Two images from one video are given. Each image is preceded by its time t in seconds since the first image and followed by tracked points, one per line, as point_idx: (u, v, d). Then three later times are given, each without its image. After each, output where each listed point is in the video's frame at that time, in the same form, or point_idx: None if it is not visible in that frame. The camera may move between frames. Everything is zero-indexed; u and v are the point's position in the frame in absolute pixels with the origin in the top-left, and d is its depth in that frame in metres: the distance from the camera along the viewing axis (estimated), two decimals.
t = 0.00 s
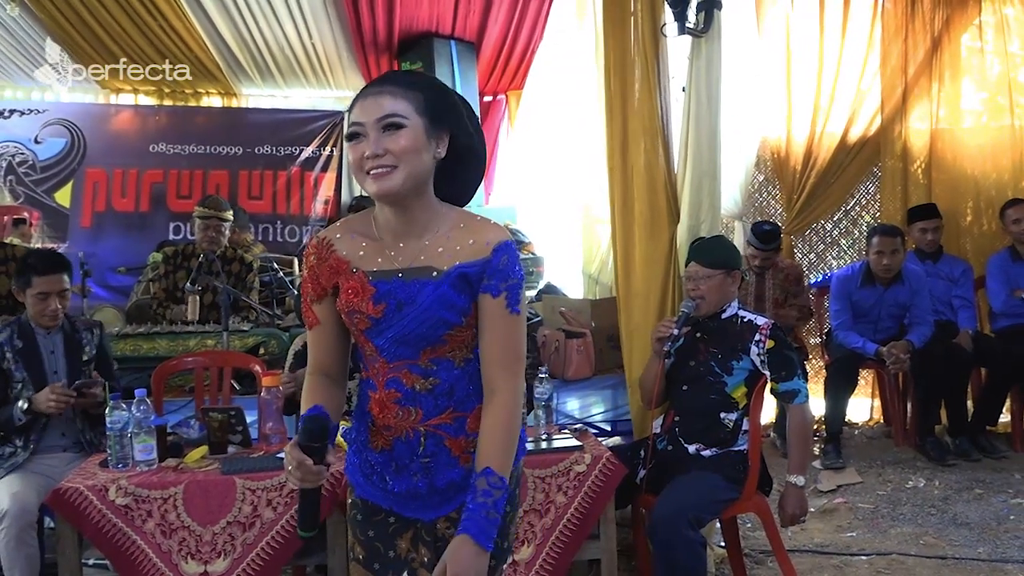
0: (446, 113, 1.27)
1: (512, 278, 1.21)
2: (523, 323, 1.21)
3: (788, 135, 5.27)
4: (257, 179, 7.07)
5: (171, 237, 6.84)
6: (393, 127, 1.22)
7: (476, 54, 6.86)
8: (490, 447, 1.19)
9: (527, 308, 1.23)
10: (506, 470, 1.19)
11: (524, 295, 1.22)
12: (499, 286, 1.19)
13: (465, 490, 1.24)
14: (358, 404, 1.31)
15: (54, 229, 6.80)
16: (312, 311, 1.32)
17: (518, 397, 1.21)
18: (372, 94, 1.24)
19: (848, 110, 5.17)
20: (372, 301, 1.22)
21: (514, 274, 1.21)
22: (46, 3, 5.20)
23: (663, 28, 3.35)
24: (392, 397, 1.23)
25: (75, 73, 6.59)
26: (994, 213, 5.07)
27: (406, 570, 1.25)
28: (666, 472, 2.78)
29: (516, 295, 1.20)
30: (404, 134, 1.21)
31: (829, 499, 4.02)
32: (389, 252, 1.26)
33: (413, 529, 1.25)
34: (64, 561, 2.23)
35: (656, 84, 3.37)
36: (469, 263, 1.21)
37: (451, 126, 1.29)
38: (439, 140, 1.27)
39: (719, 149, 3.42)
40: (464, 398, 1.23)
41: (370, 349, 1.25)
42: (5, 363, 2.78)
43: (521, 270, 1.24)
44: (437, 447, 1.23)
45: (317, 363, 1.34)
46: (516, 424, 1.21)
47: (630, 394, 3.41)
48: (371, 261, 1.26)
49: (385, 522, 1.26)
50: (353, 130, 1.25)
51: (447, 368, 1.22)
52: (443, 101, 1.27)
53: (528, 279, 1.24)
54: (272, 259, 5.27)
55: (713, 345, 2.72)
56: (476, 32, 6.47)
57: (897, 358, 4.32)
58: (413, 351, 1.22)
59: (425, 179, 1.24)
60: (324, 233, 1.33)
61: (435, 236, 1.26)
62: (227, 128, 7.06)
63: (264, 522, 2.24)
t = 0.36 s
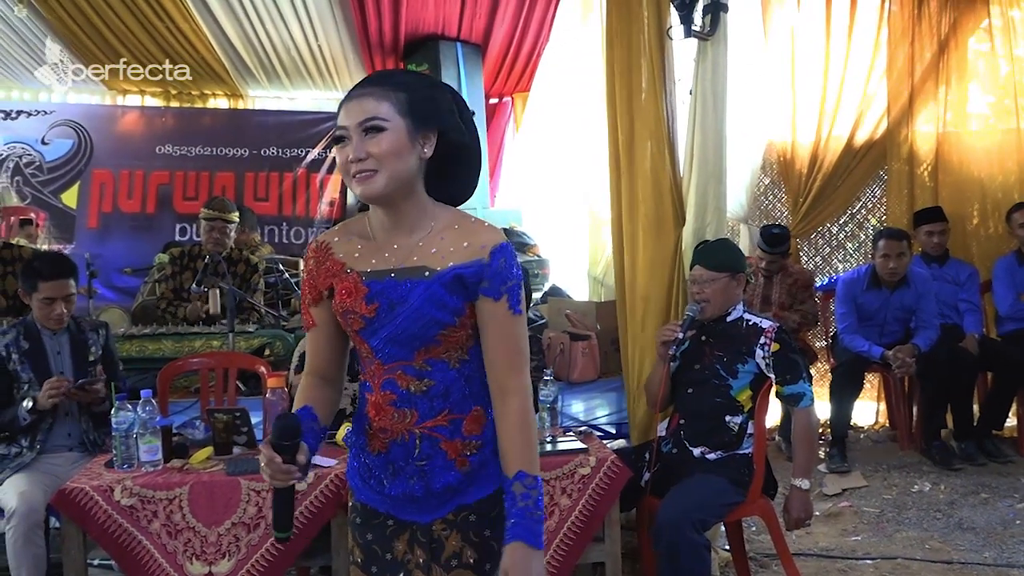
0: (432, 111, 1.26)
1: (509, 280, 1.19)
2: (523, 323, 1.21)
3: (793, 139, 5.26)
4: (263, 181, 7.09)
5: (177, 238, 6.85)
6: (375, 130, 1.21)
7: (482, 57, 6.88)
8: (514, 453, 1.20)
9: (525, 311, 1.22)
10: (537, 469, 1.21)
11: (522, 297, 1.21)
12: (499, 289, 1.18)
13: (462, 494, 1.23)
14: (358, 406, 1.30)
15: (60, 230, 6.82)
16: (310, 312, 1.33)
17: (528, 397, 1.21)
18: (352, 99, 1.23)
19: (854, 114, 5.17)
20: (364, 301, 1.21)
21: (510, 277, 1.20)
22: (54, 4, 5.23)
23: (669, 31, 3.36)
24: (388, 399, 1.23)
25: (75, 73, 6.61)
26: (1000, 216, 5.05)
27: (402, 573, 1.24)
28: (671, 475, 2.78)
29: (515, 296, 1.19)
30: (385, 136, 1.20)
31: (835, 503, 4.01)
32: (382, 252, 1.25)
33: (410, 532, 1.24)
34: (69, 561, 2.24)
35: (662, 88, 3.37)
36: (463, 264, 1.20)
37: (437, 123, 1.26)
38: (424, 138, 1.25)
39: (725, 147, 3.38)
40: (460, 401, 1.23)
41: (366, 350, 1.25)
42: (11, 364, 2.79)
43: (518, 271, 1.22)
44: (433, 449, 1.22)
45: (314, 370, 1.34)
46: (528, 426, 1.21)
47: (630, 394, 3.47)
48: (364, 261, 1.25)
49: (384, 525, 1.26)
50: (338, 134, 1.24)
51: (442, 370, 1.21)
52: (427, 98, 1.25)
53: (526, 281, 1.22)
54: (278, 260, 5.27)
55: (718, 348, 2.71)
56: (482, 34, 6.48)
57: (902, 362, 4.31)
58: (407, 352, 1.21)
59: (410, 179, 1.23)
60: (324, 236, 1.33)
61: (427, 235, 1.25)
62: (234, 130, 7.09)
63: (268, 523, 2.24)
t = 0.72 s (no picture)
0: (427, 106, 1.19)
1: (507, 278, 1.14)
2: (524, 322, 1.15)
3: (806, 140, 5.24)
4: (275, 181, 7.12)
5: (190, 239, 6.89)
6: (364, 126, 1.16)
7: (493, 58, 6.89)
8: (525, 455, 1.15)
9: (526, 309, 1.16)
10: (546, 473, 1.16)
11: (523, 294, 1.15)
12: (499, 287, 1.13)
13: (469, 499, 1.19)
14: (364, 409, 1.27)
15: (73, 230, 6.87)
16: (311, 315, 1.32)
17: (535, 397, 1.17)
18: (349, 93, 1.19)
19: (867, 114, 5.13)
20: (361, 302, 1.18)
21: (509, 275, 1.14)
22: (68, 5, 5.26)
23: (681, 32, 3.35)
24: (389, 404, 1.20)
25: (75, 73, 6.67)
26: (1014, 216, 5.02)
27: None
28: (682, 477, 2.76)
29: (515, 294, 1.14)
30: (373, 132, 1.16)
31: (846, 505, 3.98)
32: (381, 249, 1.21)
33: (422, 540, 1.21)
34: (81, 560, 2.25)
35: (674, 88, 3.35)
36: (459, 263, 1.15)
37: (434, 120, 1.20)
38: (419, 135, 1.19)
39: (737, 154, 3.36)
40: (461, 405, 1.17)
41: (366, 352, 1.21)
42: (29, 365, 2.78)
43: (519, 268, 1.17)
44: (436, 455, 1.18)
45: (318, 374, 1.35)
46: (537, 429, 1.17)
47: (639, 399, 3.50)
48: (361, 261, 1.21)
49: (395, 532, 1.23)
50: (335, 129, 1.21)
51: (443, 372, 1.17)
52: (423, 94, 1.19)
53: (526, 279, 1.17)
54: (289, 260, 5.29)
55: (729, 350, 2.70)
56: (493, 35, 6.49)
57: (914, 364, 4.28)
58: (406, 354, 1.17)
59: (399, 178, 1.17)
60: (325, 235, 1.29)
61: (423, 230, 1.20)
62: (246, 131, 7.13)
63: (278, 523, 2.25)
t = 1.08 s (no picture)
0: (424, 104, 1.09)
1: (502, 282, 1.03)
2: (522, 330, 1.04)
3: (819, 142, 5.22)
4: (289, 184, 7.14)
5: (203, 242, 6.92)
6: (354, 126, 1.07)
7: (506, 60, 6.89)
8: (511, 475, 1.03)
9: (524, 316, 1.04)
10: (525, 496, 1.03)
11: (520, 301, 1.04)
12: (491, 292, 1.03)
13: (472, 521, 1.09)
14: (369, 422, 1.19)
15: (88, 233, 6.93)
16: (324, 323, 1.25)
17: (531, 410, 1.05)
18: (345, 90, 1.10)
19: (882, 115, 5.10)
20: (357, 309, 1.09)
21: (504, 279, 1.03)
22: (82, 9, 5.31)
23: (693, 33, 3.34)
24: (389, 415, 1.11)
25: (74, 73, 6.63)
26: None
27: None
28: (695, 482, 2.75)
29: (510, 300, 1.03)
30: (363, 132, 1.07)
31: (860, 509, 3.95)
32: (384, 252, 1.12)
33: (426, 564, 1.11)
34: (94, 562, 2.26)
35: (685, 91, 3.35)
36: (450, 266, 1.05)
37: (431, 120, 1.09)
38: (413, 135, 1.09)
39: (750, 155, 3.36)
40: (463, 418, 1.08)
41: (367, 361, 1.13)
42: (45, 370, 2.79)
43: (518, 270, 1.06)
44: (435, 471, 1.09)
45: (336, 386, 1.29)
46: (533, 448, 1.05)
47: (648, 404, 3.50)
48: (359, 266, 1.13)
49: (399, 553, 1.13)
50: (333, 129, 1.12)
51: (441, 383, 1.07)
52: (420, 92, 1.09)
53: (524, 283, 1.05)
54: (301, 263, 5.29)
55: (742, 353, 2.69)
56: (506, 38, 6.50)
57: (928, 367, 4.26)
58: (403, 363, 1.07)
59: (391, 181, 1.08)
60: (333, 240, 1.20)
61: (420, 233, 1.10)
62: (258, 134, 7.16)
63: (289, 526, 2.26)
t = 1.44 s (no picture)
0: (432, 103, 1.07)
1: (500, 291, 1.01)
2: (519, 340, 1.01)
3: (839, 143, 5.17)
4: (307, 186, 7.19)
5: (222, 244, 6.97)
6: (360, 125, 1.06)
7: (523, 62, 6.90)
8: (502, 491, 1.02)
9: (522, 328, 1.02)
10: (524, 519, 1.02)
11: (518, 311, 1.01)
12: (487, 301, 1.01)
13: (467, 537, 1.07)
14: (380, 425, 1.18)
15: (108, 235, 6.99)
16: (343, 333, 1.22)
17: (526, 426, 1.03)
18: (357, 89, 1.09)
19: (901, 116, 5.07)
20: (362, 311, 1.09)
21: (499, 288, 1.01)
22: (103, 12, 5.36)
23: (709, 36, 3.34)
24: (393, 420, 1.11)
25: (74, 73, 6.62)
26: None
27: None
28: (710, 485, 2.74)
29: (507, 310, 1.01)
30: (369, 131, 1.06)
31: (879, 514, 3.91)
32: (392, 256, 1.10)
33: None
34: (110, 562, 2.28)
35: (702, 94, 3.34)
36: (445, 271, 1.03)
37: (437, 121, 1.07)
38: (419, 137, 1.06)
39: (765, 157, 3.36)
40: (461, 429, 1.06)
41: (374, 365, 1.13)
42: (62, 374, 2.81)
43: (520, 280, 1.03)
44: (430, 481, 1.07)
45: (353, 408, 1.24)
46: (526, 465, 1.03)
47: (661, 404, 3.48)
48: (371, 268, 1.11)
49: (403, 565, 1.11)
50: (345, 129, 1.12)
51: (439, 391, 1.05)
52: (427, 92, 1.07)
53: (525, 293, 1.03)
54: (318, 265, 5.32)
55: (758, 356, 2.67)
56: (523, 39, 6.50)
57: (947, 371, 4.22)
58: (401, 369, 1.06)
59: (395, 182, 1.06)
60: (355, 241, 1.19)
61: (426, 239, 1.08)
62: (276, 136, 7.21)
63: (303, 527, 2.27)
